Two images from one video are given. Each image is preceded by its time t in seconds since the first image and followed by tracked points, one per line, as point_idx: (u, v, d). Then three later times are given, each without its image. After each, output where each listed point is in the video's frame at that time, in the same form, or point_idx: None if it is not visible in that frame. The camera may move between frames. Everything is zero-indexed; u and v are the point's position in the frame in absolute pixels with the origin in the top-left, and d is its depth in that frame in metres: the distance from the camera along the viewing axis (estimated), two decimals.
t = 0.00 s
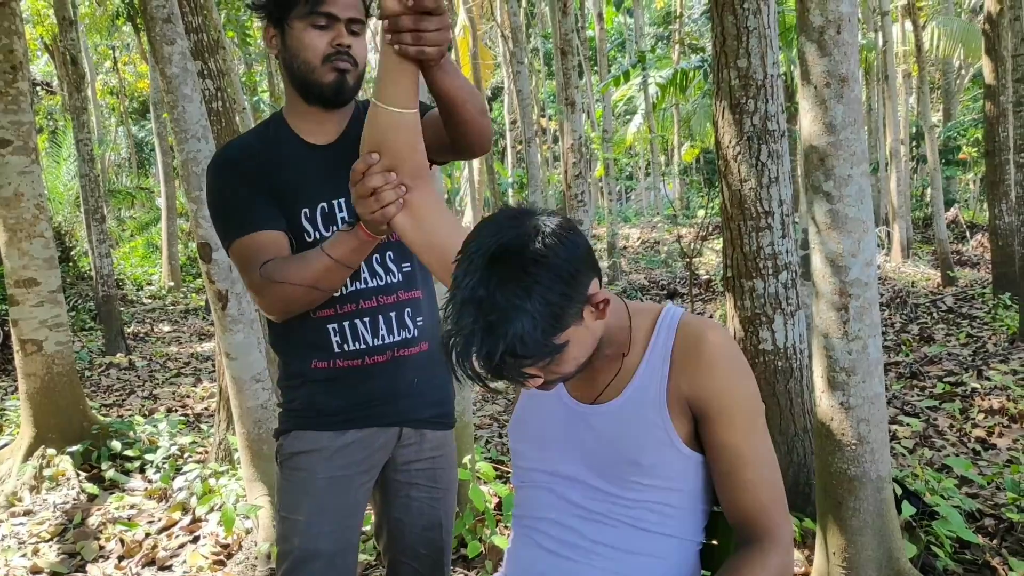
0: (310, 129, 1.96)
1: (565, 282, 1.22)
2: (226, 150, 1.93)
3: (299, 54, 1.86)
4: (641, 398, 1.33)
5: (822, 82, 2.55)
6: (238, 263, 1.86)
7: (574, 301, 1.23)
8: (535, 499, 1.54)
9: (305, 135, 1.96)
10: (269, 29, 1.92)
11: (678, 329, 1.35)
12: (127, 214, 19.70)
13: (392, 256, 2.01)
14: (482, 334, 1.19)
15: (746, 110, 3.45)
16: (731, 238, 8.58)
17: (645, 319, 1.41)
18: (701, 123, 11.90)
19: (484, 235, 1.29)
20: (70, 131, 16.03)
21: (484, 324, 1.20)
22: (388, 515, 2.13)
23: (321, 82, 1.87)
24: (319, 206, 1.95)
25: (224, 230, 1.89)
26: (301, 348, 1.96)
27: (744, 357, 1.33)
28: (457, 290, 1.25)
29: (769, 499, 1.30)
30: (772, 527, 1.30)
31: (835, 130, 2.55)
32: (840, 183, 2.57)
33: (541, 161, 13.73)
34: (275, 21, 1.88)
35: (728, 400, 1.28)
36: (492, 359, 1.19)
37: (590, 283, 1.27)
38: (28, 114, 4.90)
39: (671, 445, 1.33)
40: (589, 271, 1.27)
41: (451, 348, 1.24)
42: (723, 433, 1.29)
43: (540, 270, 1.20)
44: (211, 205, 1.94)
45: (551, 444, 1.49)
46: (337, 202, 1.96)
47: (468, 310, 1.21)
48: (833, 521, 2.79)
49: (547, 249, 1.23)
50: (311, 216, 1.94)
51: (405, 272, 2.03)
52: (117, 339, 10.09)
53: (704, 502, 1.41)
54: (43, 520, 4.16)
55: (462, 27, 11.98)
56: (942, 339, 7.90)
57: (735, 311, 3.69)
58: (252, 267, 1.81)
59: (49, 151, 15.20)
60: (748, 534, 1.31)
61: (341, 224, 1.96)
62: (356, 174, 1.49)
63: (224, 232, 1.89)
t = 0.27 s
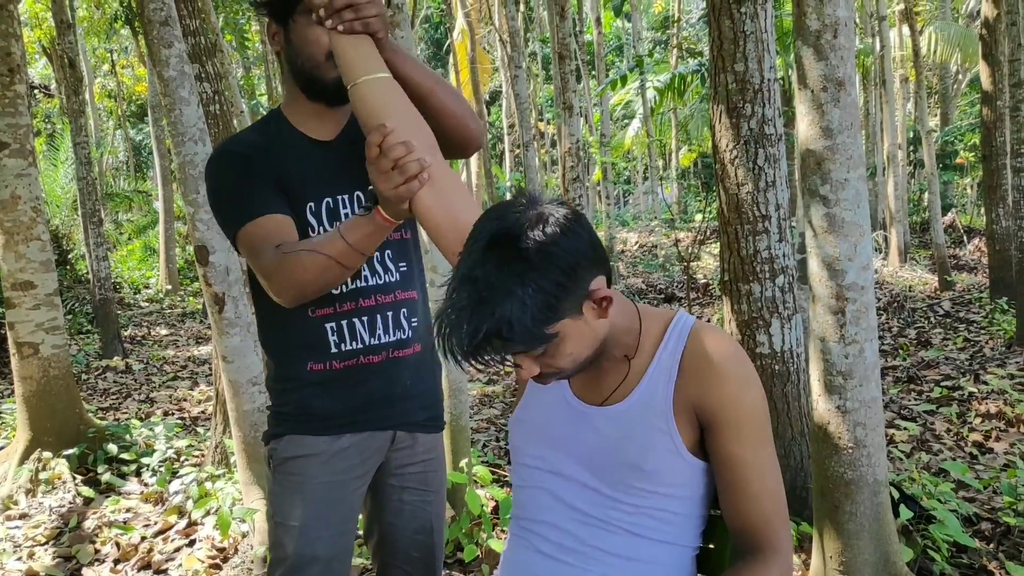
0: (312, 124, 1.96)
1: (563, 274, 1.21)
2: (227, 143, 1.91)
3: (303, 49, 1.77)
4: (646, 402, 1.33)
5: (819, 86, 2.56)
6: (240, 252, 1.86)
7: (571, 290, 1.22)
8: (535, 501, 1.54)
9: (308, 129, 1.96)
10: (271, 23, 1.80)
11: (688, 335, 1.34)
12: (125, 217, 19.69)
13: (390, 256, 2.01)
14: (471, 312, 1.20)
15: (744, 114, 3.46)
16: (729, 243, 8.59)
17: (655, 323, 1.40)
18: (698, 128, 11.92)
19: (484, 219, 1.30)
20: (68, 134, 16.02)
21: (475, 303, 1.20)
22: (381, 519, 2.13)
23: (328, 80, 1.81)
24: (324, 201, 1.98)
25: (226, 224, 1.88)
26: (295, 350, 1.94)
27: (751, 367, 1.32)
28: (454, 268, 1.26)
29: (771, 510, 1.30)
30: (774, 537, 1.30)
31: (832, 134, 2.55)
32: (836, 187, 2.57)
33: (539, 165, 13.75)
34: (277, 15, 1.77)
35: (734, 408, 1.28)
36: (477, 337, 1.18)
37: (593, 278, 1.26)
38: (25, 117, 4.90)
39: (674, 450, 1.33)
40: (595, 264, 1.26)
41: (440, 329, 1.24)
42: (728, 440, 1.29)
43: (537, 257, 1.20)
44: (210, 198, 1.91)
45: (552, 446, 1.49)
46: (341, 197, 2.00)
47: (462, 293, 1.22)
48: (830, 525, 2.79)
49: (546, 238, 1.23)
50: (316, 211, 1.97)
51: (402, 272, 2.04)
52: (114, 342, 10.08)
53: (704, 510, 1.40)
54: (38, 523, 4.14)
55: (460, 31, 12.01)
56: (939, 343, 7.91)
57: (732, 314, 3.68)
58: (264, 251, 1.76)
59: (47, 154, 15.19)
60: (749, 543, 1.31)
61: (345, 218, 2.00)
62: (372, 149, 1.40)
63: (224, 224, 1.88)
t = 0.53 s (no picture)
0: (303, 128, 1.98)
1: (589, 285, 1.22)
2: (215, 145, 1.92)
3: (296, 51, 1.88)
4: (638, 405, 1.33)
5: (815, 90, 2.57)
6: (222, 259, 1.83)
7: (596, 301, 1.23)
8: (529, 505, 1.54)
9: (297, 133, 1.97)
10: (266, 27, 1.93)
11: (681, 337, 1.35)
12: (123, 220, 19.68)
13: (379, 261, 2.01)
14: (505, 328, 1.20)
15: (741, 118, 3.47)
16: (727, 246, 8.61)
17: (650, 326, 1.42)
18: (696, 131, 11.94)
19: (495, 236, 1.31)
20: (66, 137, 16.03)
21: (506, 319, 1.20)
22: (370, 525, 2.13)
23: (318, 81, 1.89)
24: (310, 205, 1.96)
25: (211, 227, 1.86)
26: (281, 354, 1.95)
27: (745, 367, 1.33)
28: (477, 286, 1.26)
29: (767, 510, 1.30)
30: (771, 537, 1.30)
31: (828, 139, 2.57)
32: (833, 191, 2.58)
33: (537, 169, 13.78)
34: (272, 18, 1.89)
35: (729, 409, 1.28)
36: (511, 356, 1.19)
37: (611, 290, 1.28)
38: (23, 120, 4.91)
39: (666, 453, 1.33)
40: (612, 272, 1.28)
41: (468, 345, 1.25)
42: (721, 441, 1.29)
43: (568, 270, 1.21)
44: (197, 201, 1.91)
45: (545, 450, 1.49)
46: (328, 202, 1.98)
47: (488, 304, 1.22)
48: (825, 529, 2.80)
49: (572, 251, 1.23)
50: (301, 216, 1.95)
51: (391, 278, 2.04)
52: (112, 345, 10.08)
53: (698, 511, 1.41)
54: (35, 527, 4.13)
55: (458, 35, 12.03)
56: (936, 347, 7.93)
57: (729, 318, 3.69)
58: (239, 264, 1.76)
59: (46, 157, 15.20)
60: (746, 544, 1.31)
61: (332, 224, 1.98)
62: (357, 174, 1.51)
63: (210, 228, 1.87)
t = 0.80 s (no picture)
0: (302, 130, 1.97)
1: (543, 289, 1.21)
2: (212, 147, 1.91)
3: (295, 53, 1.88)
4: (627, 403, 1.33)
5: (813, 91, 2.57)
6: (217, 263, 1.84)
7: (552, 305, 1.22)
8: (524, 506, 1.54)
9: (296, 136, 1.97)
10: (265, 28, 1.93)
11: (668, 334, 1.35)
12: (123, 221, 19.67)
13: (381, 264, 2.02)
14: (460, 335, 1.20)
15: (739, 119, 3.47)
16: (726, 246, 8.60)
17: (635, 325, 1.42)
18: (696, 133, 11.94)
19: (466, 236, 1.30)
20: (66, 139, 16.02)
21: (460, 326, 1.20)
22: (370, 526, 2.13)
23: (316, 82, 1.89)
24: (307, 207, 1.95)
25: (207, 230, 1.86)
26: (281, 356, 1.94)
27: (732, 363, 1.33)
28: (438, 293, 1.26)
29: (758, 506, 1.30)
30: (763, 534, 1.29)
31: (826, 140, 2.57)
32: (831, 192, 2.58)
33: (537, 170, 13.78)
34: (271, 19, 1.89)
35: (718, 405, 1.28)
36: (468, 361, 1.19)
37: (572, 289, 1.26)
38: (22, 121, 4.91)
39: (658, 450, 1.33)
40: (570, 274, 1.27)
41: (432, 351, 1.25)
42: (712, 438, 1.29)
43: (519, 274, 1.21)
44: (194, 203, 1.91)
45: (538, 450, 1.49)
46: (326, 204, 1.97)
47: (444, 314, 1.22)
48: (824, 530, 2.79)
49: (527, 255, 1.23)
50: (298, 218, 1.94)
51: (392, 280, 2.04)
52: (112, 347, 10.07)
53: (693, 509, 1.40)
54: (34, 528, 4.13)
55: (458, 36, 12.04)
56: (936, 348, 7.92)
57: (728, 319, 3.69)
58: (231, 268, 1.79)
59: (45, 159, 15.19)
60: (740, 541, 1.31)
61: (330, 227, 1.97)
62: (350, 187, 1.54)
63: (206, 230, 1.87)
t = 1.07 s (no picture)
0: (310, 128, 1.98)
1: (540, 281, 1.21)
2: (221, 145, 1.92)
3: (298, 52, 1.88)
4: (628, 401, 1.33)
5: (812, 91, 2.58)
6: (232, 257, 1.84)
7: (547, 301, 1.22)
8: (523, 503, 1.54)
9: (303, 134, 1.98)
10: (267, 29, 1.93)
11: (668, 333, 1.36)
12: (123, 222, 19.68)
13: (383, 263, 2.02)
14: (456, 325, 1.21)
15: (738, 120, 3.48)
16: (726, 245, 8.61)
17: (635, 324, 1.42)
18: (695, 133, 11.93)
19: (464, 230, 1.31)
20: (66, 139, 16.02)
21: (457, 314, 1.21)
22: (370, 526, 2.13)
23: (320, 80, 1.90)
24: (318, 206, 1.96)
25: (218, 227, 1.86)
26: (283, 355, 1.94)
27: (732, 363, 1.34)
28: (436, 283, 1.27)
29: (755, 505, 1.30)
30: (760, 533, 1.30)
31: (825, 140, 2.57)
32: (830, 192, 2.59)
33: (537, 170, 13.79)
34: (272, 20, 1.90)
35: (717, 403, 1.29)
36: (465, 348, 1.20)
37: (570, 282, 1.26)
38: (22, 122, 4.91)
39: (657, 448, 1.33)
40: (569, 267, 1.27)
41: (429, 342, 1.25)
42: (712, 436, 1.29)
43: (516, 266, 1.21)
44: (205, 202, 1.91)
45: (537, 448, 1.49)
46: (336, 202, 1.98)
47: (442, 305, 1.23)
48: (822, 529, 2.80)
49: (524, 247, 1.23)
50: (309, 216, 1.95)
51: (395, 279, 2.05)
52: (111, 347, 10.07)
53: (691, 509, 1.41)
54: (33, 528, 4.13)
55: (458, 36, 12.05)
56: (935, 348, 7.93)
57: (726, 319, 3.69)
58: (256, 252, 1.74)
59: (45, 160, 15.19)
60: (736, 540, 1.31)
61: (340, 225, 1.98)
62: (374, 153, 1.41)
63: (218, 228, 1.87)
